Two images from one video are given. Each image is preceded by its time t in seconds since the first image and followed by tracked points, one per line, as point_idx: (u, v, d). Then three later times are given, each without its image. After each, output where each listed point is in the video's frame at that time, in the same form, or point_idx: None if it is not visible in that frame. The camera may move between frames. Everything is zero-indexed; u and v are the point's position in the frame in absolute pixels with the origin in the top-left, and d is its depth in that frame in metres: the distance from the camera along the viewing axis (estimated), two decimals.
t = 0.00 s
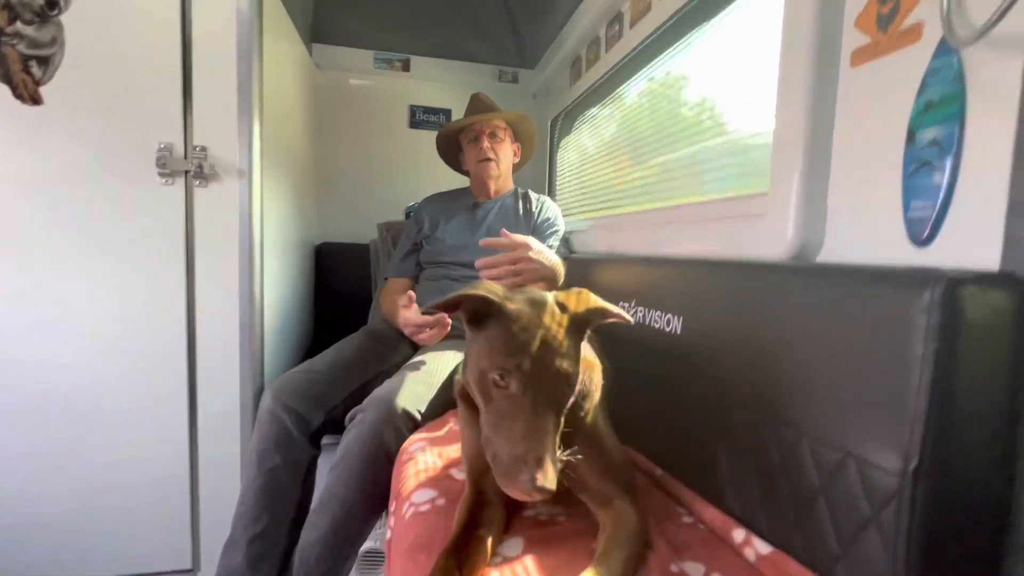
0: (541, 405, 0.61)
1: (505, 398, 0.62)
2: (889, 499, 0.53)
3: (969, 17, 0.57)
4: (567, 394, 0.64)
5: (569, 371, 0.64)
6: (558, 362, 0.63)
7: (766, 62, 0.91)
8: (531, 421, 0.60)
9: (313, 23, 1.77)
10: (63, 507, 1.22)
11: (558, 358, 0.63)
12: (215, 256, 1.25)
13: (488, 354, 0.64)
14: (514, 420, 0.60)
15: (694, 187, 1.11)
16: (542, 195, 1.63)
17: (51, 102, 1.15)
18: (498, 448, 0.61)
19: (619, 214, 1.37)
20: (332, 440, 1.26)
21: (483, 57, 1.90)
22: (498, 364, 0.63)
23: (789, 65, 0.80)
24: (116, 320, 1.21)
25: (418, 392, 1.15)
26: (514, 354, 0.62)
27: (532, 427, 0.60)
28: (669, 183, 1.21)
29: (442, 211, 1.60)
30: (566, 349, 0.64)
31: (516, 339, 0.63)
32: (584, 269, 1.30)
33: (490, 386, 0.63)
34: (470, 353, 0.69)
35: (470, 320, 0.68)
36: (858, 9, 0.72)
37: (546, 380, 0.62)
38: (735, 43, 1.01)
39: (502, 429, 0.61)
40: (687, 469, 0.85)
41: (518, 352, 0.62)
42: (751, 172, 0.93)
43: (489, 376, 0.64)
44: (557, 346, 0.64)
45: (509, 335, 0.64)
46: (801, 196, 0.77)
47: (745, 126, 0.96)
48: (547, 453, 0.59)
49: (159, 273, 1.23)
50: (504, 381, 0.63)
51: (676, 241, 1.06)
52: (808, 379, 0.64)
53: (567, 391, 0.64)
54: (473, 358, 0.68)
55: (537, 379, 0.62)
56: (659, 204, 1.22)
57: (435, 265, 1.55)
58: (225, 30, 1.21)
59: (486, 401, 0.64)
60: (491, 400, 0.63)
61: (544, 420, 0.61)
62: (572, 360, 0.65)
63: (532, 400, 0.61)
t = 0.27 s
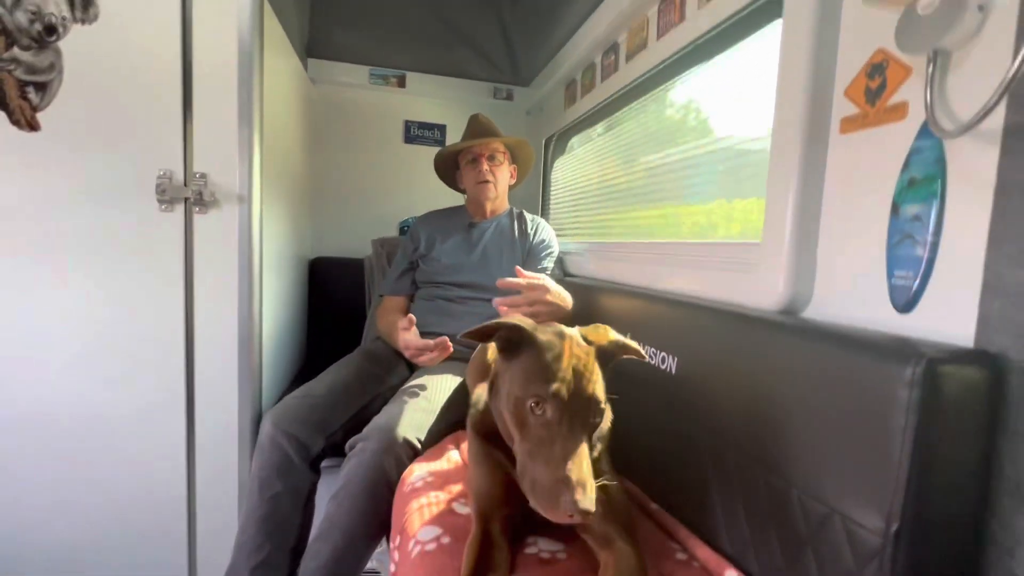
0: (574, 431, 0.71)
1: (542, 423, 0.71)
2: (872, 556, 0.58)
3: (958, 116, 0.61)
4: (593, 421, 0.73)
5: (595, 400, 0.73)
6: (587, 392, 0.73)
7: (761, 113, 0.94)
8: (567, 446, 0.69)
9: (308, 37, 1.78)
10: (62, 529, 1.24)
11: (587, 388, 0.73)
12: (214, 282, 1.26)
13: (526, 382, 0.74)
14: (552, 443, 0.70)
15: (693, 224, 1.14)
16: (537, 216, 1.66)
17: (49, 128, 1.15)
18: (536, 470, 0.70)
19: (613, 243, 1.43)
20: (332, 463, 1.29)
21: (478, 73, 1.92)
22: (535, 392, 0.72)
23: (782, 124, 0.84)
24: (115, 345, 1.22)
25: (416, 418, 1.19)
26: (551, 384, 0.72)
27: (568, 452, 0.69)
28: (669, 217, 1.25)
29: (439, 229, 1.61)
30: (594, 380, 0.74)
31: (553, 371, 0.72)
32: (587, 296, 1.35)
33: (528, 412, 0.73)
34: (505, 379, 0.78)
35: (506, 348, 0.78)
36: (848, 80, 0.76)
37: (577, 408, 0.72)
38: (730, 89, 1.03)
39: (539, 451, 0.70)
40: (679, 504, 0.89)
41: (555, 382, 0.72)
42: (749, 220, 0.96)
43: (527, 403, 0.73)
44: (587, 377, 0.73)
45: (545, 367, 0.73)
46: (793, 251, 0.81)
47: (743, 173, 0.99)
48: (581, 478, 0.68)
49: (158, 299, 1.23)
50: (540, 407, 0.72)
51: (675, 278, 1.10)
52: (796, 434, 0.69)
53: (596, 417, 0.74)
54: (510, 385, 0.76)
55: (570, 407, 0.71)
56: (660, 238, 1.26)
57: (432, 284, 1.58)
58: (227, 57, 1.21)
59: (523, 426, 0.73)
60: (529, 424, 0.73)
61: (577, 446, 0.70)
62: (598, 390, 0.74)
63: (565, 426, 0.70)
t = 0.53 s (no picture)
0: (562, 361, 0.84)
1: (535, 363, 0.86)
2: (873, 566, 0.62)
3: (961, 150, 0.65)
4: (580, 356, 0.87)
5: (580, 338, 0.87)
6: (571, 330, 0.87)
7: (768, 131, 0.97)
8: (555, 372, 0.83)
9: (311, 39, 1.78)
10: (68, 533, 1.24)
11: (569, 329, 0.87)
12: (222, 288, 1.26)
13: (518, 338, 0.90)
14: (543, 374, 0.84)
15: (698, 236, 1.17)
16: (538, 221, 1.69)
17: (56, 133, 1.15)
18: (535, 400, 0.83)
19: (614, 250, 1.46)
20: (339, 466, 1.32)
21: (480, 77, 1.93)
22: (526, 339, 0.88)
23: (788, 146, 0.87)
24: (122, 351, 1.23)
25: (424, 423, 1.21)
26: (537, 330, 0.88)
27: (557, 376, 0.82)
28: (672, 229, 1.27)
29: (442, 234, 1.63)
30: (575, 323, 0.89)
31: (536, 320, 0.90)
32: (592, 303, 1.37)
33: (523, 360, 0.87)
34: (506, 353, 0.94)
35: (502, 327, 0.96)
36: (852, 107, 0.80)
37: (562, 342, 0.86)
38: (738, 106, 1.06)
39: (535, 385, 0.84)
40: (683, 509, 0.93)
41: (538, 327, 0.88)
42: (754, 235, 0.99)
43: (521, 354, 0.88)
44: (566, 320, 0.89)
45: (532, 323, 0.90)
46: (797, 270, 0.84)
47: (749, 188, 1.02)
48: (573, 392, 0.80)
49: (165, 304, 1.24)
50: (531, 349, 0.87)
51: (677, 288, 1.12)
52: (801, 448, 0.72)
53: (584, 356, 0.87)
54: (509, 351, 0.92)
55: (556, 343, 0.86)
56: (660, 249, 1.29)
57: (434, 288, 1.60)
58: (237, 64, 1.21)
59: (522, 374, 0.87)
60: (526, 369, 0.87)
61: (567, 371, 0.83)
62: (583, 331, 0.88)
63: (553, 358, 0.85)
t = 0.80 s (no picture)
0: (572, 372, 0.82)
1: (545, 376, 0.84)
2: None
3: (967, 192, 0.67)
4: (591, 367, 0.84)
5: (590, 350, 0.85)
6: (580, 341, 0.85)
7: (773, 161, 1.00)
8: (566, 383, 0.81)
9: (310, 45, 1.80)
10: (66, 549, 1.23)
11: (578, 340, 0.85)
12: (225, 302, 1.25)
13: (528, 351, 0.88)
14: (553, 386, 0.82)
15: (700, 257, 1.21)
16: (538, 232, 1.70)
17: (57, 145, 1.13)
18: (546, 413, 0.80)
19: (615, 266, 1.49)
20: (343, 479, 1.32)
21: (479, 86, 1.96)
22: (536, 352, 0.86)
23: (794, 175, 0.90)
24: (123, 365, 1.21)
25: (429, 438, 1.22)
26: (546, 342, 0.86)
27: (569, 387, 0.80)
28: (674, 247, 1.31)
29: (443, 246, 1.63)
30: (584, 335, 0.87)
31: (545, 333, 0.88)
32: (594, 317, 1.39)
33: (533, 373, 0.85)
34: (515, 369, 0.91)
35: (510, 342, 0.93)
36: (858, 140, 0.82)
37: (571, 353, 0.84)
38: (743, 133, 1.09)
39: (546, 398, 0.82)
40: (690, 526, 0.96)
41: (548, 339, 0.86)
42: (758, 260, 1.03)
43: (531, 367, 0.86)
44: (576, 332, 0.87)
45: (541, 336, 0.88)
46: (803, 296, 0.87)
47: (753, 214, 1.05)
48: (585, 402, 0.78)
49: (167, 319, 1.23)
50: (541, 361, 0.85)
51: (680, 307, 1.15)
52: (811, 472, 0.75)
53: (594, 368, 0.85)
54: (518, 366, 0.90)
55: (566, 355, 0.84)
56: (661, 267, 1.32)
57: (436, 299, 1.61)
58: (241, 76, 1.20)
59: (532, 388, 0.85)
60: (535, 382, 0.85)
61: (578, 383, 0.81)
62: (593, 344, 0.86)
63: (564, 369, 0.83)
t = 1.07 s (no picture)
0: (594, 391, 0.83)
1: (567, 394, 0.84)
2: None
3: (998, 223, 0.67)
4: (612, 386, 0.85)
5: (611, 369, 0.86)
6: (601, 360, 0.86)
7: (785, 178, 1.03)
8: (589, 402, 0.82)
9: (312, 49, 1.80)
10: (70, 560, 1.22)
11: (599, 359, 0.86)
12: (232, 310, 1.25)
13: (548, 369, 0.88)
14: (576, 405, 0.82)
15: (707, 267, 1.24)
16: (543, 237, 1.71)
17: (62, 152, 1.12)
18: (569, 432, 0.81)
19: (621, 272, 1.51)
20: (351, 486, 1.32)
21: (483, 90, 1.99)
22: (557, 369, 0.86)
23: (811, 192, 0.90)
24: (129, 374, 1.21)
25: (440, 447, 1.23)
26: (567, 360, 0.86)
27: (592, 406, 0.81)
28: (681, 257, 1.34)
29: (447, 251, 1.63)
30: (604, 353, 0.87)
31: (565, 350, 0.88)
32: (602, 324, 1.40)
33: (555, 391, 0.86)
34: (534, 385, 0.92)
35: (528, 359, 0.94)
36: (877, 160, 0.84)
37: (593, 372, 0.84)
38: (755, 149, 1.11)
39: (568, 416, 0.82)
40: (705, 537, 0.98)
41: (569, 357, 0.86)
42: (768, 275, 1.06)
43: (552, 384, 0.86)
44: (596, 350, 0.87)
45: (561, 353, 0.88)
46: (820, 314, 0.88)
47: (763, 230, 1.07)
48: (609, 422, 0.79)
49: (173, 327, 1.22)
50: (563, 379, 0.85)
51: (691, 317, 1.18)
52: (830, 489, 0.77)
53: (615, 386, 0.86)
54: (538, 383, 0.90)
55: (588, 374, 0.84)
56: (667, 276, 1.35)
57: (441, 305, 1.60)
58: (251, 84, 1.19)
59: (553, 405, 0.85)
60: (557, 400, 0.85)
61: (601, 402, 0.82)
62: (613, 362, 0.87)
63: (586, 388, 0.83)
